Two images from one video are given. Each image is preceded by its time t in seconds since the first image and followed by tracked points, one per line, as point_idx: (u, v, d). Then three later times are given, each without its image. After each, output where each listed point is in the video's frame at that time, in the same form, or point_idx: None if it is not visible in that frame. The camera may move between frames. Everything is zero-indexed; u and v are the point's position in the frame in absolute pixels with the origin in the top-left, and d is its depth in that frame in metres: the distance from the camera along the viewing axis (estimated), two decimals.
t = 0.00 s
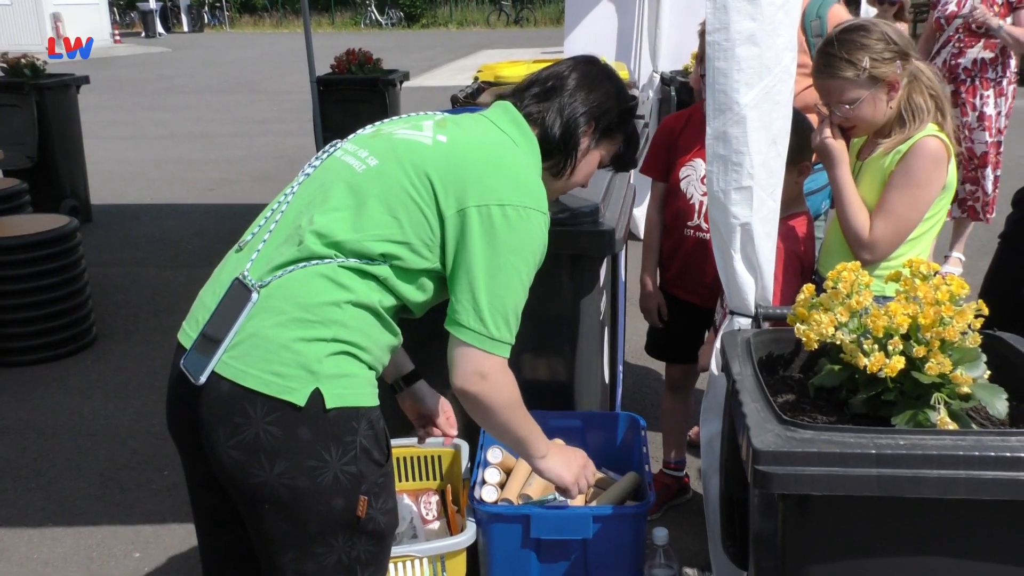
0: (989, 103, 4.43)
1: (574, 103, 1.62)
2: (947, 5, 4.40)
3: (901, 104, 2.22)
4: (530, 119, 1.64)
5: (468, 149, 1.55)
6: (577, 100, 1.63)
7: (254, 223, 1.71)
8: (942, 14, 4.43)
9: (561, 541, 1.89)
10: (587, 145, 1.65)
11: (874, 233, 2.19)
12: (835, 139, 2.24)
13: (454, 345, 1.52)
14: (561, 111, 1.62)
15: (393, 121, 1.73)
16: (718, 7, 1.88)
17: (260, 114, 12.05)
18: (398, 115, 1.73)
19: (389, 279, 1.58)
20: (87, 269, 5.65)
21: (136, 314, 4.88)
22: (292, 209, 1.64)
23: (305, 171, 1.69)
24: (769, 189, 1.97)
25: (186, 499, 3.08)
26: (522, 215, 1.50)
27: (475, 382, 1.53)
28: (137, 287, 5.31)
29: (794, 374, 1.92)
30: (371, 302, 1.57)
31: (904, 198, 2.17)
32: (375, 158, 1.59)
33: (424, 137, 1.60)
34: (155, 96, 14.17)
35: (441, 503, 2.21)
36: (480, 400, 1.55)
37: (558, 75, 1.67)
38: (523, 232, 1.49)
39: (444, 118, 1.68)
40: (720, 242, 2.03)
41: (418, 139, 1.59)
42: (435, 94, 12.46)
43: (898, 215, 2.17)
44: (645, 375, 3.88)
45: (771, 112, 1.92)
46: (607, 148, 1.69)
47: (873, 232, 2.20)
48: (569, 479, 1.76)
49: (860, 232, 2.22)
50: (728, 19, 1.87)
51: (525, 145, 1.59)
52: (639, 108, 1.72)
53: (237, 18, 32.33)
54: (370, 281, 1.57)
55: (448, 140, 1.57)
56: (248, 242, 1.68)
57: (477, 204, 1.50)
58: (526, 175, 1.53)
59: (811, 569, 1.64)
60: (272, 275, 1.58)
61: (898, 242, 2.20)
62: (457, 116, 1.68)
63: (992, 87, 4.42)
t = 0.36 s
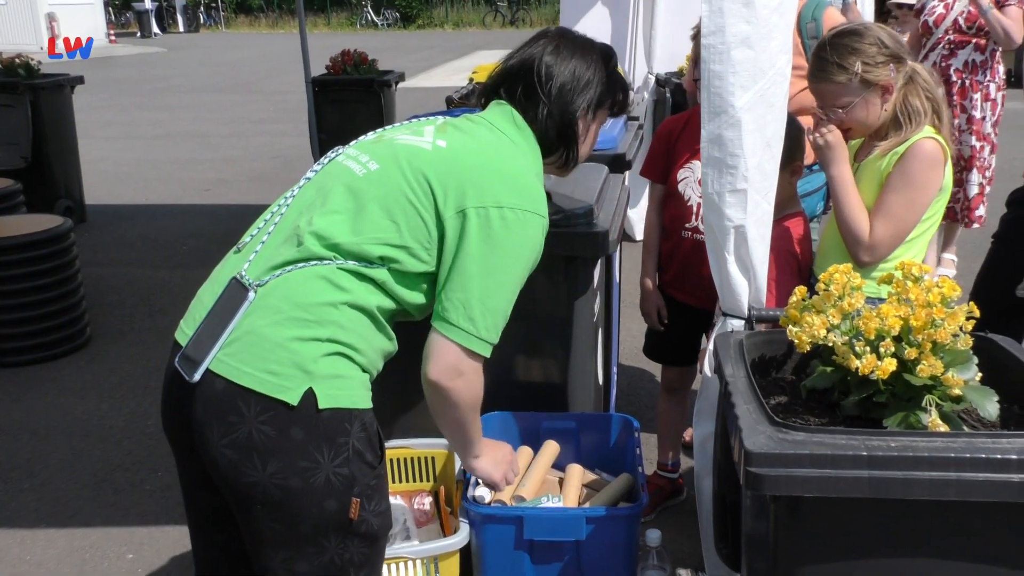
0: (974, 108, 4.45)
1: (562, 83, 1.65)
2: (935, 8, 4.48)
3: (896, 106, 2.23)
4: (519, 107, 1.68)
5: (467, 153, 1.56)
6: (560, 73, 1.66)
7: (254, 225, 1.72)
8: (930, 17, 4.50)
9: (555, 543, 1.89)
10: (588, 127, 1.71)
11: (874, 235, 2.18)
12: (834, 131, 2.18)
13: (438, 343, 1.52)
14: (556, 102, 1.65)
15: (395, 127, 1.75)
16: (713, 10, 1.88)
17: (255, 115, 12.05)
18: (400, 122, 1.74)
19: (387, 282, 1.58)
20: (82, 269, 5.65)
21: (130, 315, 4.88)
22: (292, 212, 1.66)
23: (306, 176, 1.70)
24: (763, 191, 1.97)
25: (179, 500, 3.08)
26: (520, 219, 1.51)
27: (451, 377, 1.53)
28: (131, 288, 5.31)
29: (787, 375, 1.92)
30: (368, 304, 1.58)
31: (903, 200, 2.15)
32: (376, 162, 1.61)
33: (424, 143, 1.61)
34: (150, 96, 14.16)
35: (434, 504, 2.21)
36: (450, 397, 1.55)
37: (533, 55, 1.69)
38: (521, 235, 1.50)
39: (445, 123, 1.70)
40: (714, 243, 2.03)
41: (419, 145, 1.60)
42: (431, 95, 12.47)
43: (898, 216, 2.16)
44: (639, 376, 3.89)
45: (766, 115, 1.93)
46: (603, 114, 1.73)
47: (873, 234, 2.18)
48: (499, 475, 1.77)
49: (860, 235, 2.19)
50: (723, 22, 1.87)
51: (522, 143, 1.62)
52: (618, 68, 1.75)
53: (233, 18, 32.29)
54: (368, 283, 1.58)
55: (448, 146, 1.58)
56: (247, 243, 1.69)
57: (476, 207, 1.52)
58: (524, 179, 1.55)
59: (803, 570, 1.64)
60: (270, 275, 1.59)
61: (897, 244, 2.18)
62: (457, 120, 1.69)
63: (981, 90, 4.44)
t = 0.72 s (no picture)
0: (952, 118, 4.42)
1: (554, 92, 1.67)
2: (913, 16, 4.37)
3: (886, 109, 2.23)
4: (518, 117, 1.70)
5: (468, 162, 1.58)
6: (553, 82, 1.67)
7: (253, 228, 1.73)
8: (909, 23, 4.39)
9: (547, 545, 1.89)
10: (586, 131, 1.72)
11: (873, 242, 2.18)
12: (828, 144, 2.23)
13: (443, 352, 1.53)
14: (550, 113, 1.67)
15: (398, 137, 1.77)
16: (709, 12, 1.87)
17: (251, 115, 12.04)
18: (403, 132, 1.76)
19: (385, 289, 1.60)
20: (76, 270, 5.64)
21: (125, 315, 4.87)
22: (291, 216, 1.67)
23: (308, 181, 1.71)
24: (757, 194, 1.97)
25: (173, 501, 3.07)
26: (521, 227, 1.53)
27: (453, 388, 1.54)
28: (126, 288, 5.31)
29: (781, 377, 1.92)
30: (364, 310, 1.59)
31: (899, 205, 2.16)
32: (378, 169, 1.63)
33: (426, 152, 1.63)
34: (145, 97, 14.13)
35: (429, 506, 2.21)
36: (448, 406, 1.57)
37: (527, 64, 1.70)
38: (520, 241, 1.52)
39: (447, 133, 1.72)
40: (709, 246, 2.03)
41: (421, 153, 1.62)
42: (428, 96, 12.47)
43: (895, 222, 2.16)
44: (634, 378, 3.89)
45: (760, 118, 1.93)
46: (602, 118, 1.74)
47: (871, 241, 2.18)
48: (487, 478, 1.79)
49: (858, 241, 2.20)
50: (718, 24, 1.87)
51: (519, 151, 1.64)
52: (613, 69, 1.75)
53: (230, 18, 32.26)
54: (364, 290, 1.60)
55: (450, 155, 1.60)
56: (245, 246, 1.70)
57: (476, 215, 1.53)
58: (524, 188, 1.56)
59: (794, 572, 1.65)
60: (267, 275, 1.59)
61: (896, 249, 2.18)
62: (459, 130, 1.72)
63: (955, 101, 4.40)
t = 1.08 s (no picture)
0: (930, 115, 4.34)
1: (553, 80, 1.68)
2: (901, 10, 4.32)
3: (889, 103, 2.23)
4: (518, 108, 1.71)
5: (472, 157, 1.58)
6: (551, 71, 1.68)
7: (255, 225, 1.73)
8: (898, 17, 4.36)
9: (546, 540, 1.89)
10: (585, 121, 1.73)
11: (875, 237, 2.18)
12: (840, 140, 2.27)
13: (438, 335, 1.54)
14: (549, 102, 1.68)
15: (399, 132, 1.76)
16: (706, 7, 1.86)
17: (248, 111, 12.02)
18: (405, 127, 1.76)
19: (390, 285, 1.59)
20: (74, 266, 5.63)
21: (122, 311, 4.87)
22: (294, 212, 1.67)
23: (311, 177, 1.71)
24: (755, 189, 1.97)
25: (171, 497, 3.07)
26: (527, 218, 1.54)
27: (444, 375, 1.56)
28: (124, 284, 5.30)
29: (778, 371, 1.92)
30: (368, 305, 1.59)
31: (903, 201, 2.15)
32: (381, 165, 1.63)
33: (429, 147, 1.63)
34: (142, 93, 14.10)
35: (426, 502, 2.20)
36: (431, 384, 1.57)
37: (525, 54, 1.71)
38: (526, 234, 1.53)
39: (449, 128, 1.71)
40: (705, 240, 2.01)
41: (423, 149, 1.62)
42: (425, 91, 12.47)
43: (898, 217, 2.16)
44: (632, 373, 3.89)
45: (758, 112, 1.92)
46: (602, 106, 1.75)
47: (873, 236, 2.18)
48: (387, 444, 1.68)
49: (861, 235, 2.21)
50: (715, 19, 1.86)
51: (518, 141, 1.65)
52: (613, 56, 1.76)
53: (226, 14, 32.18)
54: (369, 285, 1.59)
55: (452, 150, 1.60)
56: (247, 242, 1.69)
57: (482, 207, 1.54)
58: (528, 181, 1.57)
59: (792, 567, 1.65)
60: (271, 271, 1.59)
61: (900, 245, 2.17)
62: (460, 125, 1.72)
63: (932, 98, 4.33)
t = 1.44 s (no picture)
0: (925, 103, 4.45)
1: (559, 83, 1.68)
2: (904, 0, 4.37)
3: (909, 99, 2.18)
4: (520, 111, 1.72)
5: (470, 158, 1.58)
6: (558, 74, 1.69)
7: (252, 224, 1.72)
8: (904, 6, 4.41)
9: (542, 540, 1.88)
10: (588, 124, 1.73)
11: (897, 239, 2.11)
12: (858, 138, 2.21)
13: (429, 339, 1.54)
14: (554, 105, 1.69)
15: (398, 133, 1.76)
16: (701, 6, 1.86)
17: (245, 110, 12.00)
18: (404, 128, 1.75)
19: (384, 286, 1.59)
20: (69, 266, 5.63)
21: (117, 311, 4.86)
22: (290, 211, 1.66)
23: (308, 176, 1.70)
24: (751, 187, 1.95)
25: (166, 497, 3.06)
26: (521, 222, 1.53)
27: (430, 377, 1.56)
28: (120, 283, 5.30)
29: (774, 371, 1.91)
30: (362, 306, 1.58)
31: (924, 201, 2.10)
32: (378, 165, 1.62)
33: (426, 148, 1.62)
34: (138, 92, 14.08)
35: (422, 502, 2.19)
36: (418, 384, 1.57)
37: (530, 57, 1.72)
38: (520, 237, 1.52)
39: (447, 129, 1.71)
40: (702, 240, 2.00)
41: (421, 150, 1.61)
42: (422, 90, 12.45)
43: (919, 218, 2.10)
44: (629, 372, 3.89)
45: (754, 111, 1.91)
46: (606, 109, 1.75)
47: (895, 238, 2.12)
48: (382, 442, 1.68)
49: (881, 238, 2.14)
50: (711, 18, 1.85)
51: (518, 144, 1.66)
52: (617, 59, 1.75)
53: (223, 12, 32.11)
54: (363, 286, 1.59)
55: (450, 152, 1.59)
56: (244, 241, 1.68)
57: (477, 210, 1.53)
58: (523, 184, 1.56)
59: (788, 567, 1.65)
60: (266, 271, 1.59)
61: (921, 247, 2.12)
62: (460, 125, 1.72)
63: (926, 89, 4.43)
